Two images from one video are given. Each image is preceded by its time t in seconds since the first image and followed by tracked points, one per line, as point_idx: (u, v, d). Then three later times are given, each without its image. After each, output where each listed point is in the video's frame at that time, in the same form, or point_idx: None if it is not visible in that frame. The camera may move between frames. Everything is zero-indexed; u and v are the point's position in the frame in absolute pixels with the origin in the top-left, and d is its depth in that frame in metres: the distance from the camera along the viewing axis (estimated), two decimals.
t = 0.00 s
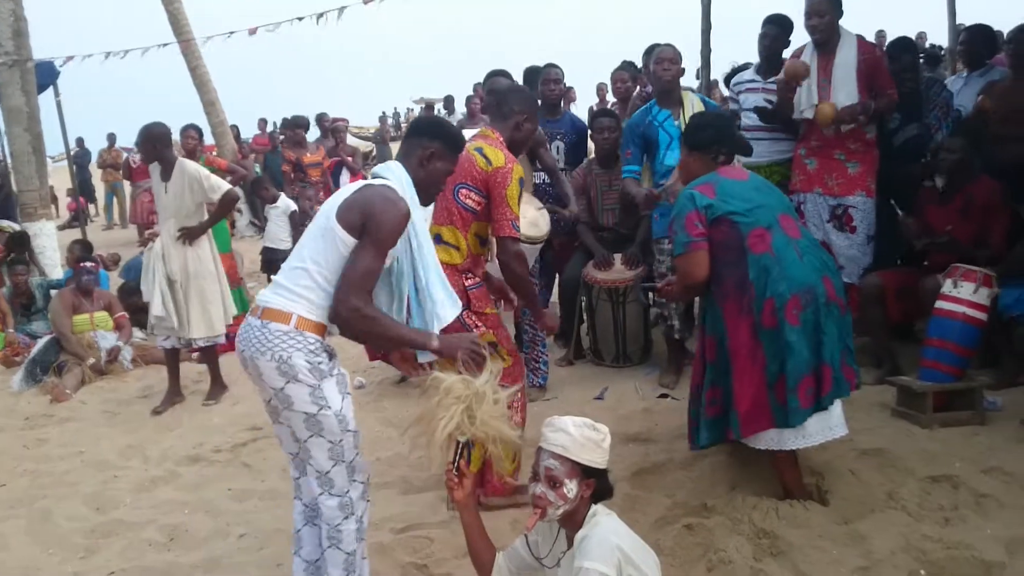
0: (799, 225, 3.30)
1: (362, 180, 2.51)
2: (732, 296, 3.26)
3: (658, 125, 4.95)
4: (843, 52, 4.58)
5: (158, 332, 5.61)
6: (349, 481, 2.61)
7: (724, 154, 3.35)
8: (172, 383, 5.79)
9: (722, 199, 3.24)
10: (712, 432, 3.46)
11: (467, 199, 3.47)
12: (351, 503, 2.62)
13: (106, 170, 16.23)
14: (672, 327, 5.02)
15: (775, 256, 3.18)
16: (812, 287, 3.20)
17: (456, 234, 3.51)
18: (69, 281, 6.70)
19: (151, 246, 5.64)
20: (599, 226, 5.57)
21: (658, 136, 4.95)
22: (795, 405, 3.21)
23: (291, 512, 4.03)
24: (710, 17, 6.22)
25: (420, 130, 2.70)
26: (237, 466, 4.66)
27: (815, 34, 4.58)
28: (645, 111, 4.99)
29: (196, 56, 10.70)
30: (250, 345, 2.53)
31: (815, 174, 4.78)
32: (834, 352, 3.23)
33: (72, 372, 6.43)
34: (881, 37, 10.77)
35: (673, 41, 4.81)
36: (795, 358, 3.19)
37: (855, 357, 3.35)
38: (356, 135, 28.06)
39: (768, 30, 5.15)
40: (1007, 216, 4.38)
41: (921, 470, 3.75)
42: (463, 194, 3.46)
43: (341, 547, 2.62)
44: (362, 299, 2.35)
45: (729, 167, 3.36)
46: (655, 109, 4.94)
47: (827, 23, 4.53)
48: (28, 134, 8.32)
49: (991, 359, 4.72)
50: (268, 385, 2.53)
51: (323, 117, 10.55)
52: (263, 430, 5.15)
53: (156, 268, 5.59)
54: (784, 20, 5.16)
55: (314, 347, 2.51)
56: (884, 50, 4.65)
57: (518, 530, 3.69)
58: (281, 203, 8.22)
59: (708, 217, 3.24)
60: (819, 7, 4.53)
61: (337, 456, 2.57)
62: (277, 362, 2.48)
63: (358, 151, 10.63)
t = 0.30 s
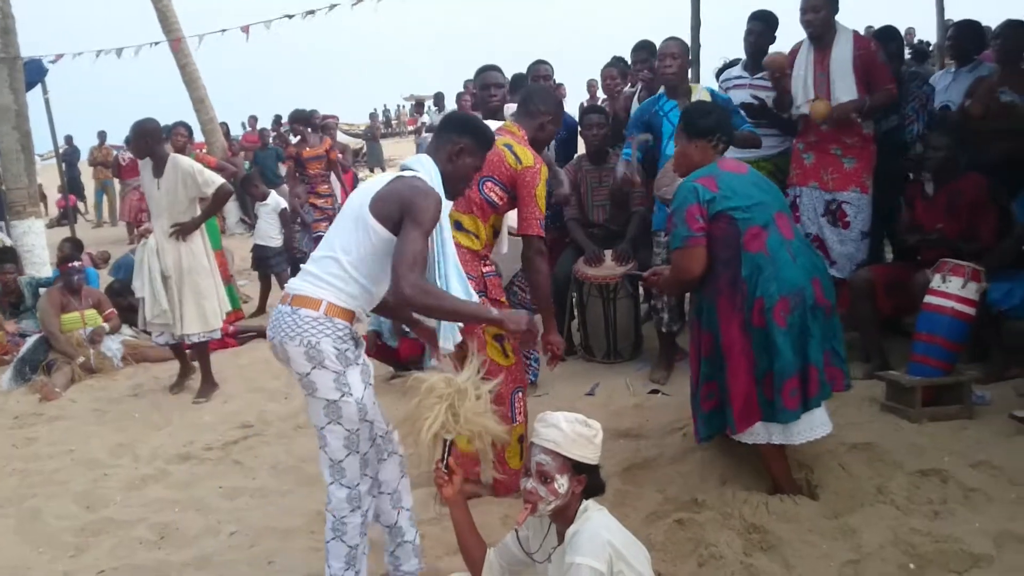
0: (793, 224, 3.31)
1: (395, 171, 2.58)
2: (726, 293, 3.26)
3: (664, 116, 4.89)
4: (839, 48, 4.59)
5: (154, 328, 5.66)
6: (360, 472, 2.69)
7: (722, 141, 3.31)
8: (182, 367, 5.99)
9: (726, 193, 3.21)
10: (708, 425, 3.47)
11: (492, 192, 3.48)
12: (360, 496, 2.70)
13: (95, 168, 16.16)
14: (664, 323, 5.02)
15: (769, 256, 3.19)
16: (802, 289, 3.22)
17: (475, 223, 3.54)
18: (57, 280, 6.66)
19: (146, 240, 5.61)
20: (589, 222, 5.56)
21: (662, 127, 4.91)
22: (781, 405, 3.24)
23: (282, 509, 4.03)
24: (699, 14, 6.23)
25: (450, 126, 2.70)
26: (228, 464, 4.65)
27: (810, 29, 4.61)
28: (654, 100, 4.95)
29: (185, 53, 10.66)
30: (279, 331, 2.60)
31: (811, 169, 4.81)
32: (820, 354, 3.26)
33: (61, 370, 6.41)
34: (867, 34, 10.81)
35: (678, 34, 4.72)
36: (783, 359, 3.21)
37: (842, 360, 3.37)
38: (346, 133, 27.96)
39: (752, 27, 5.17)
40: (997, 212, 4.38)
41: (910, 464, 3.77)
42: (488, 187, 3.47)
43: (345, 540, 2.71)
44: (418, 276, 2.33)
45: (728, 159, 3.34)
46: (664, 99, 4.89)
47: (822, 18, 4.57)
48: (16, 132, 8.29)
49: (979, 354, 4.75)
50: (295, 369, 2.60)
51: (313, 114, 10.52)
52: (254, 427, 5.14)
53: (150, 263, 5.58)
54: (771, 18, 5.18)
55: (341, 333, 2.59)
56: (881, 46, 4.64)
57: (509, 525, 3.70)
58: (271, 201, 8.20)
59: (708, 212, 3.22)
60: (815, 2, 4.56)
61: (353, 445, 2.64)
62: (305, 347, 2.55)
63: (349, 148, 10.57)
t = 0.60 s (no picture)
0: (784, 224, 3.31)
1: (421, 169, 2.59)
2: (716, 291, 3.26)
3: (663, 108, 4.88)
4: (827, 43, 4.60)
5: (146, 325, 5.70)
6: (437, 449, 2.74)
7: (713, 132, 3.29)
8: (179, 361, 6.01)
9: (719, 190, 3.20)
10: (689, 419, 3.48)
11: (504, 191, 3.57)
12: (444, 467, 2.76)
13: (85, 164, 16.09)
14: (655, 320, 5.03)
15: (760, 256, 3.19)
16: (791, 290, 3.23)
17: (485, 222, 3.60)
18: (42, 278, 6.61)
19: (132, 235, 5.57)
20: (580, 218, 5.56)
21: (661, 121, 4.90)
22: (765, 406, 3.24)
23: (272, 506, 4.02)
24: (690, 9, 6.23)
25: (473, 118, 2.69)
26: (218, 461, 4.64)
27: (799, 24, 4.60)
28: (654, 93, 4.93)
29: (175, 49, 10.61)
30: (312, 328, 2.68)
31: (801, 165, 4.83)
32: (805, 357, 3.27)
33: (50, 368, 6.38)
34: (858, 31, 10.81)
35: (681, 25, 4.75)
36: (768, 360, 3.21)
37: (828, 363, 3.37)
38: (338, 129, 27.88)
39: (742, 24, 5.14)
40: (984, 208, 4.41)
41: (900, 458, 3.78)
42: (500, 186, 3.56)
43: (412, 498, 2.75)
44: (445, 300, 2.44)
45: (721, 155, 3.33)
46: (664, 92, 4.88)
47: (810, 13, 4.55)
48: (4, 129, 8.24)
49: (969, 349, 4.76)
50: (332, 362, 2.68)
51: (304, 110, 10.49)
52: (245, 425, 5.13)
53: (137, 257, 5.55)
54: (761, 14, 5.17)
55: (370, 328, 2.63)
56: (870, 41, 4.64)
57: (500, 522, 3.70)
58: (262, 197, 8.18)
59: (700, 209, 3.21)
60: None
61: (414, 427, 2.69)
62: (337, 343, 2.63)
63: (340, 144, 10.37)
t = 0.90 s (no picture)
0: (780, 222, 3.32)
1: (444, 167, 2.64)
2: (712, 292, 3.26)
3: (643, 108, 4.94)
4: (810, 41, 4.62)
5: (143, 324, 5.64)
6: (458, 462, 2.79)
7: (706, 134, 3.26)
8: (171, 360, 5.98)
9: (717, 189, 3.20)
10: (686, 423, 3.45)
11: (517, 213, 3.44)
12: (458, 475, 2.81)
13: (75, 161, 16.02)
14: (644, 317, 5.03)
15: (757, 255, 3.21)
16: (787, 289, 3.25)
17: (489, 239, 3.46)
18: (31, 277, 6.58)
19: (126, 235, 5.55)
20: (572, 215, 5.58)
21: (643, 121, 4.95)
22: (761, 405, 3.27)
23: (264, 504, 4.02)
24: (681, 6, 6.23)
25: (498, 117, 2.81)
26: (209, 459, 4.63)
27: (781, 22, 4.60)
28: (634, 92, 4.98)
29: (165, 46, 10.56)
30: (338, 325, 2.67)
31: (784, 163, 4.83)
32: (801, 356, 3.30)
33: (41, 366, 6.35)
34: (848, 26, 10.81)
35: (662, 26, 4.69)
36: (764, 359, 3.24)
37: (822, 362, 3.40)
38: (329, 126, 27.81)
39: (733, 22, 5.17)
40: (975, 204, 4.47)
41: (890, 455, 3.79)
42: (514, 208, 3.44)
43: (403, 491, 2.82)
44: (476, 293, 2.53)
45: (717, 153, 3.32)
46: (644, 92, 4.92)
47: (793, 12, 4.55)
48: None
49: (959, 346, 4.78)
50: (360, 358, 2.68)
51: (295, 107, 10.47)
52: (236, 422, 5.12)
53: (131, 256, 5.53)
54: (752, 13, 5.19)
55: (399, 322, 2.64)
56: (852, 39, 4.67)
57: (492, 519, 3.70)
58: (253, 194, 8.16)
59: (698, 208, 3.20)
60: None
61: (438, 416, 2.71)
62: (366, 338, 2.63)
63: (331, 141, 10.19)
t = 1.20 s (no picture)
0: (782, 219, 3.33)
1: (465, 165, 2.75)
2: (715, 286, 3.25)
3: (625, 106, 4.97)
4: (797, 40, 4.61)
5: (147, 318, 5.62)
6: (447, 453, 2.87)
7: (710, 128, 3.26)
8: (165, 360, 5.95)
9: (720, 183, 3.20)
10: (689, 421, 3.41)
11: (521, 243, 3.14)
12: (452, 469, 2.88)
13: (69, 160, 15.97)
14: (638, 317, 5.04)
15: (759, 251, 3.21)
16: (788, 287, 3.25)
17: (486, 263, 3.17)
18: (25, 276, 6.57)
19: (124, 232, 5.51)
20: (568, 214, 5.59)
21: (624, 118, 4.97)
22: (762, 402, 3.27)
23: (258, 503, 4.01)
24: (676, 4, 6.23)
25: (506, 114, 2.86)
26: (203, 458, 4.61)
27: (767, 19, 4.60)
28: (613, 91, 5.03)
29: (158, 44, 10.53)
30: (382, 328, 2.69)
31: (770, 162, 4.82)
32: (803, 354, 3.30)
33: (35, 365, 6.33)
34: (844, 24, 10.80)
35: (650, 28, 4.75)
36: (766, 356, 3.23)
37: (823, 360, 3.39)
38: (323, 124, 27.77)
39: (729, 19, 5.18)
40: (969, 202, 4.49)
41: (885, 453, 3.80)
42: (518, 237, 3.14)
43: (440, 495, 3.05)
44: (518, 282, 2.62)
45: (722, 147, 3.33)
46: (625, 90, 4.98)
47: (777, 9, 4.55)
48: None
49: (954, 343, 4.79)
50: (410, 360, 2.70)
51: (290, 105, 10.44)
52: (231, 421, 5.11)
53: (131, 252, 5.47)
54: (748, 8, 5.19)
55: (447, 319, 2.70)
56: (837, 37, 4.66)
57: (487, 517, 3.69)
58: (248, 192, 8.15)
59: (701, 201, 3.20)
60: None
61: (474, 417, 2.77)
62: (417, 338, 2.66)
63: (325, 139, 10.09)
